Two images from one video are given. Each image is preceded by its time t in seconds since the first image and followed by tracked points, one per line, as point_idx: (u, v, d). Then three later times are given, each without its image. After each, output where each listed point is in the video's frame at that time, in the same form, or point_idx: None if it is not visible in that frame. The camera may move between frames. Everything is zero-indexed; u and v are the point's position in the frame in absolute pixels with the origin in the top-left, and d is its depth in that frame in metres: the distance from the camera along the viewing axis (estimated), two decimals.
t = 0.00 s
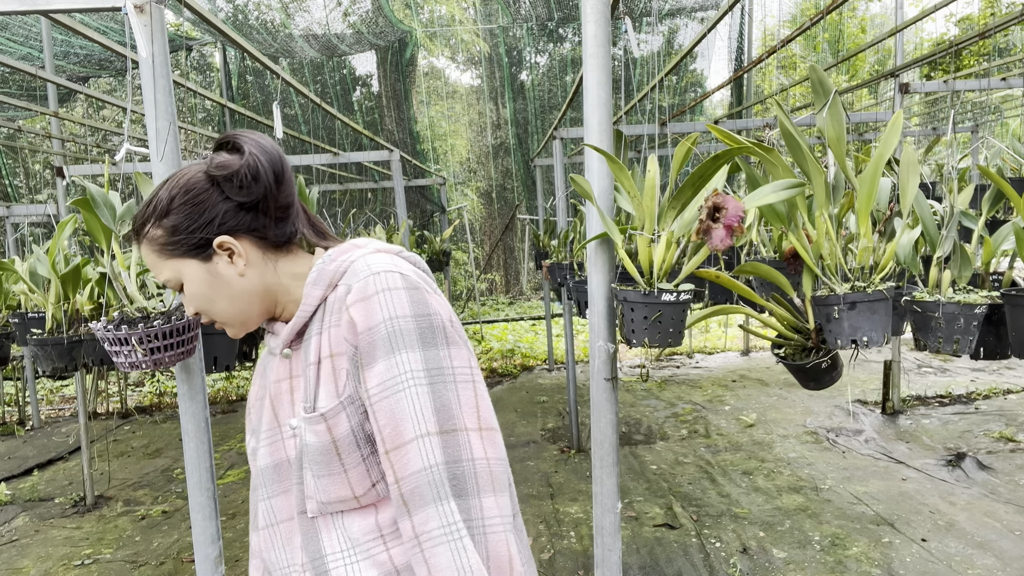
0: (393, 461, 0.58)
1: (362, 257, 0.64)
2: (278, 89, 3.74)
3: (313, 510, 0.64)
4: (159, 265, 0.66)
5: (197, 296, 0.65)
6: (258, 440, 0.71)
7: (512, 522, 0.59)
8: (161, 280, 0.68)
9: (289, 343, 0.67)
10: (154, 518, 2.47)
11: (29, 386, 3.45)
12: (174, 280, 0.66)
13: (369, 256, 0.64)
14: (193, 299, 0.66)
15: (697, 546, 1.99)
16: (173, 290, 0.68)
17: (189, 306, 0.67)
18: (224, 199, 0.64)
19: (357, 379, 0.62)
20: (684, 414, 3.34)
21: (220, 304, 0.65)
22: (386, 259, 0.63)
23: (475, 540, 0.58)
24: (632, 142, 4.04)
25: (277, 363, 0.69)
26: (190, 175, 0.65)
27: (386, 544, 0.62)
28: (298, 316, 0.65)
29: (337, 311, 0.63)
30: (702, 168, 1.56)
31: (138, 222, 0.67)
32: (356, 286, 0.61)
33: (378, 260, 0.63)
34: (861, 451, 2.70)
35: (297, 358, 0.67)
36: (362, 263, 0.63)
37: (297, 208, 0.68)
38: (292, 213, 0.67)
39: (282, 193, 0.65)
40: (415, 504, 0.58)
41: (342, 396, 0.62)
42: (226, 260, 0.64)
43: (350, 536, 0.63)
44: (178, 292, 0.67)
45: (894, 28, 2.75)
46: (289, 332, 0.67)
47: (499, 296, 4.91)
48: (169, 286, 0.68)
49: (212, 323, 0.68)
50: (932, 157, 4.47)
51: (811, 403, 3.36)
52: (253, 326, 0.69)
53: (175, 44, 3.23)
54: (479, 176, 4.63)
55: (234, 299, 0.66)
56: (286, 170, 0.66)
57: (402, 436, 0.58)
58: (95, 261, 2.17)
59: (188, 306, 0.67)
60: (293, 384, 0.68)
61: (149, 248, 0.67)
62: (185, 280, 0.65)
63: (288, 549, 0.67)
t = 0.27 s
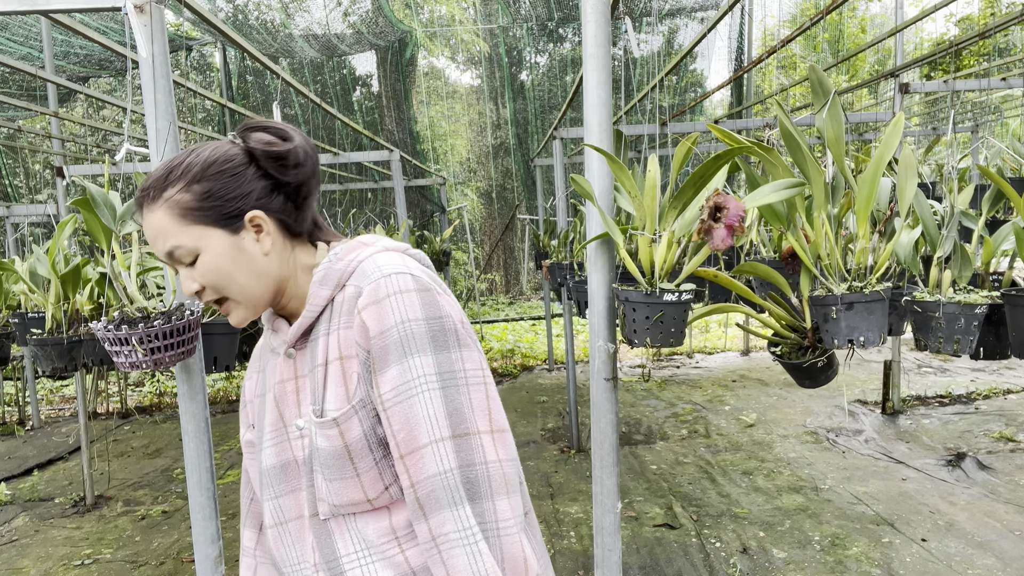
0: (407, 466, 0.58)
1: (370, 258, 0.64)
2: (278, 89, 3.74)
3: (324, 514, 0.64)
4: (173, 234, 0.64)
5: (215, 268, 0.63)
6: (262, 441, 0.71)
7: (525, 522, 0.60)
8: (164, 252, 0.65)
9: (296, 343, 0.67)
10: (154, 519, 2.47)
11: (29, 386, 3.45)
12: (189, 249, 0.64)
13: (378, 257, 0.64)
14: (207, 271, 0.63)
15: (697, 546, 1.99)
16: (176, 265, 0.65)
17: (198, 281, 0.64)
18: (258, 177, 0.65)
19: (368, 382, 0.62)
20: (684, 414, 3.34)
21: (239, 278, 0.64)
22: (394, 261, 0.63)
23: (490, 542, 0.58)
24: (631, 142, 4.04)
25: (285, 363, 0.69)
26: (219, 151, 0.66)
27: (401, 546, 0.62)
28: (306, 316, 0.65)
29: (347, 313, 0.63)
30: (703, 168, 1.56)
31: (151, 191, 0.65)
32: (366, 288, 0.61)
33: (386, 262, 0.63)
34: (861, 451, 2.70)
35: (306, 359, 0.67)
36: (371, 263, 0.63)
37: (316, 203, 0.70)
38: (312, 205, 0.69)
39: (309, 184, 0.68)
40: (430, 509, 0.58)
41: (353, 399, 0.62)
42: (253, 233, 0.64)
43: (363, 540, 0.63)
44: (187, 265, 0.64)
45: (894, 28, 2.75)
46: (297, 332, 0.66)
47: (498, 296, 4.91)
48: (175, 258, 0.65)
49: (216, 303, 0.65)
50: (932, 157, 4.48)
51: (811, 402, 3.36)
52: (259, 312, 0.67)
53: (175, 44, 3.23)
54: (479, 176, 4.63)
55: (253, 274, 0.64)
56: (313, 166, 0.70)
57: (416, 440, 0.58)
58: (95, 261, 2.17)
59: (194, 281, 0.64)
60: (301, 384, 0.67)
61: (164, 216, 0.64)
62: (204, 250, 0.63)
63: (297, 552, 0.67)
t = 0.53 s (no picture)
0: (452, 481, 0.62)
1: (422, 263, 0.65)
2: (278, 89, 3.74)
3: (350, 519, 0.66)
4: (261, 176, 0.60)
5: (294, 224, 0.60)
6: (277, 435, 0.71)
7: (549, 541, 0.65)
8: (237, 194, 0.60)
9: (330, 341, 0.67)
10: (154, 519, 2.47)
11: (29, 386, 3.45)
12: (275, 195, 0.60)
13: (432, 265, 0.65)
14: (284, 224, 0.60)
15: (697, 546, 1.99)
16: (245, 209, 0.61)
17: (269, 232, 0.60)
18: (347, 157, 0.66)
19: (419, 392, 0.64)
20: (684, 414, 3.34)
21: (311, 244, 0.62)
22: (449, 270, 0.64)
23: (520, 559, 0.62)
24: (631, 142, 4.04)
25: (314, 358, 0.69)
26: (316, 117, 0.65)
27: (426, 558, 0.65)
28: (346, 316, 0.66)
29: (393, 320, 0.64)
30: (704, 168, 1.57)
31: (246, 128, 0.62)
32: (424, 299, 0.63)
33: (440, 271, 0.64)
34: (861, 451, 2.70)
35: (338, 359, 0.68)
36: (425, 271, 0.65)
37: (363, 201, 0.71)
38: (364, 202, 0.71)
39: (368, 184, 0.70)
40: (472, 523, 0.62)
41: (396, 409, 0.64)
42: (334, 206, 0.63)
43: (386, 548, 0.65)
44: (260, 212, 0.60)
45: (893, 28, 2.75)
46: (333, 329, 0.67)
47: (498, 296, 4.91)
48: (249, 201, 0.60)
49: (271, 262, 0.61)
50: (932, 157, 4.48)
51: (811, 402, 3.37)
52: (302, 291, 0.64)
53: (175, 44, 3.23)
54: (479, 176, 4.67)
55: (322, 245, 0.62)
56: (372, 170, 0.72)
57: (466, 455, 0.61)
58: (96, 262, 2.17)
59: (264, 232, 0.60)
60: (329, 382, 0.68)
61: (258, 153, 0.61)
62: (291, 204, 0.60)
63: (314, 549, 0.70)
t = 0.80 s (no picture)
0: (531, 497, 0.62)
1: (510, 275, 0.66)
2: (278, 89, 3.74)
3: (410, 529, 0.64)
4: (394, 172, 0.58)
5: (417, 225, 0.59)
6: (328, 432, 0.68)
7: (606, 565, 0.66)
8: (362, 185, 0.57)
9: (404, 339, 0.66)
10: (154, 519, 2.47)
11: (29, 386, 3.45)
12: (402, 193, 0.58)
13: (521, 276, 0.66)
14: (409, 223, 0.58)
15: (697, 546, 1.99)
16: (368, 203, 0.58)
17: (392, 230, 0.58)
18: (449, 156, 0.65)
19: (507, 404, 0.64)
20: (684, 414, 3.33)
21: (424, 246, 0.61)
22: (540, 284, 0.66)
23: None
24: (631, 142, 4.04)
25: (381, 356, 0.67)
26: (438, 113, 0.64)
27: None
28: (429, 318, 0.65)
29: (481, 329, 0.64)
30: (703, 168, 1.57)
31: (381, 116, 0.58)
32: (520, 311, 0.63)
33: (532, 285, 0.65)
34: (861, 451, 2.70)
35: (411, 360, 0.66)
36: (515, 281, 0.65)
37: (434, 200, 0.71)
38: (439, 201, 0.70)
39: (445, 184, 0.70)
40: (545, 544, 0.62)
41: (477, 419, 0.63)
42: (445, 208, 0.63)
43: (445, 561, 0.63)
44: (385, 208, 0.58)
45: (894, 28, 2.75)
46: (410, 329, 0.65)
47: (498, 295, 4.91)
48: (376, 195, 0.58)
49: (386, 260, 0.59)
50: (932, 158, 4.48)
51: (811, 402, 3.37)
52: (398, 292, 0.63)
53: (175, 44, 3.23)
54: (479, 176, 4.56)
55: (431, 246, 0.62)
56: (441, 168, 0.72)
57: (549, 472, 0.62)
58: (96, 262, 2.17)
59: (386, 230, 0.58)
60: (396, 383, 0.66)
61: (389, 146, 0.58)
62: (419, 204, 0.59)
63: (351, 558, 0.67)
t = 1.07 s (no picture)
0: (634, 516, 0.64)
1: (615, 286, 0.68)
2: (278, 90, 3.73)
3: (506, 545, 0.64)
4: (545, 135, 0.60)
5: (553, 195, 0.61)
6: (419, 434, 0.66)
7: None
8: (512, 142, 0.59)
9: (509, 339, 0.65)
10: (154, 519, 2.47)
11: (29, 386, 3.45)
12: (548, 159, 0.60)
13: (630, 288, 0.68)
14: (548, 191, 0.60)
15: (696, 546, 1.99)
16: (515, 162, 0.59)
17: (532, 195, 0.59)
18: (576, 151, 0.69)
19: (619, 418, 0.65)
20: (684, 414, 3.33)
21: (550, 223, 0.62)
22: (647, 298, 0.68)
23: None
24: (631, 142, 4.04)
25: (482, 356, 0.66)
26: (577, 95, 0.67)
27: None
28: (541, 320, 0.65)
29: (593, 338, 0.66)
30: (704, 167, 1.57)
31: (541, 81, 0.61)
32: (636, 323, 0.65)
33: (640, 299, 0.67)
34: (861, 451, 2.70)
35: (514, 362, 0.66)
36: (624, 293, 0.67)
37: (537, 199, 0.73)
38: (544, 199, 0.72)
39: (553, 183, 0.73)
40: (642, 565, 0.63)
41: (587, 431, 0.64)
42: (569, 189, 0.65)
43: None
44: (529, 170, 0.60)
45: (894, 28, 2.75)
46: (518, 326, 0.65)
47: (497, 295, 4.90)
48: (525, 155, 0.59)
49: (518, 226, 0.60)
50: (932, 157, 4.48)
51: (811, 402, 3.36)
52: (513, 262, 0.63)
53: (175, 44, 3.22)
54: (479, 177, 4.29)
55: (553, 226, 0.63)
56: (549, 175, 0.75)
57: (655, 490, 0.63)
58: (96, 262, 2.17)
59: (526, 194, 0.59)
60: (497, 386, 0.66)
61: (544, 111, 0.60)
62: (558, 176, 0.61)
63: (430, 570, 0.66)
